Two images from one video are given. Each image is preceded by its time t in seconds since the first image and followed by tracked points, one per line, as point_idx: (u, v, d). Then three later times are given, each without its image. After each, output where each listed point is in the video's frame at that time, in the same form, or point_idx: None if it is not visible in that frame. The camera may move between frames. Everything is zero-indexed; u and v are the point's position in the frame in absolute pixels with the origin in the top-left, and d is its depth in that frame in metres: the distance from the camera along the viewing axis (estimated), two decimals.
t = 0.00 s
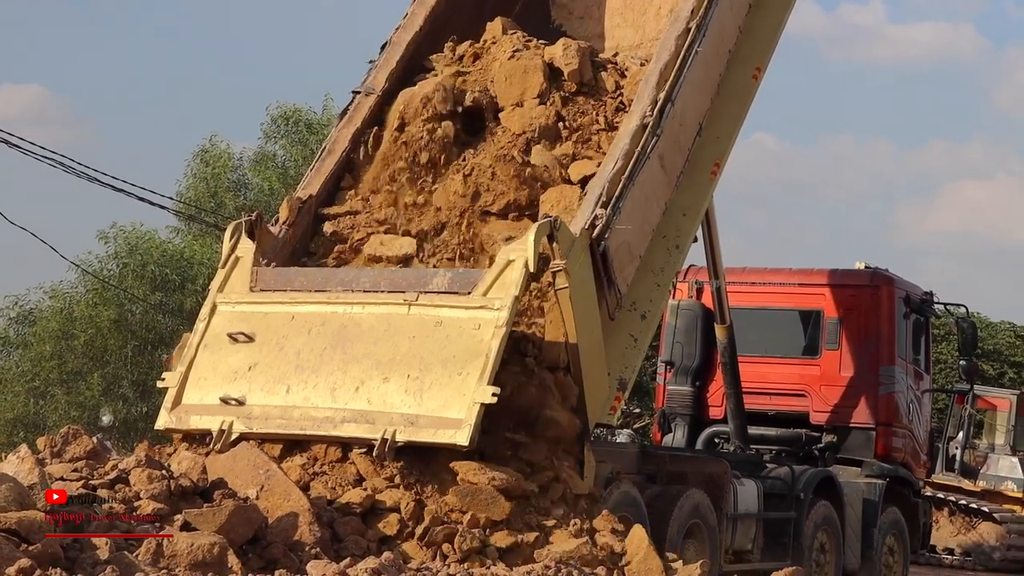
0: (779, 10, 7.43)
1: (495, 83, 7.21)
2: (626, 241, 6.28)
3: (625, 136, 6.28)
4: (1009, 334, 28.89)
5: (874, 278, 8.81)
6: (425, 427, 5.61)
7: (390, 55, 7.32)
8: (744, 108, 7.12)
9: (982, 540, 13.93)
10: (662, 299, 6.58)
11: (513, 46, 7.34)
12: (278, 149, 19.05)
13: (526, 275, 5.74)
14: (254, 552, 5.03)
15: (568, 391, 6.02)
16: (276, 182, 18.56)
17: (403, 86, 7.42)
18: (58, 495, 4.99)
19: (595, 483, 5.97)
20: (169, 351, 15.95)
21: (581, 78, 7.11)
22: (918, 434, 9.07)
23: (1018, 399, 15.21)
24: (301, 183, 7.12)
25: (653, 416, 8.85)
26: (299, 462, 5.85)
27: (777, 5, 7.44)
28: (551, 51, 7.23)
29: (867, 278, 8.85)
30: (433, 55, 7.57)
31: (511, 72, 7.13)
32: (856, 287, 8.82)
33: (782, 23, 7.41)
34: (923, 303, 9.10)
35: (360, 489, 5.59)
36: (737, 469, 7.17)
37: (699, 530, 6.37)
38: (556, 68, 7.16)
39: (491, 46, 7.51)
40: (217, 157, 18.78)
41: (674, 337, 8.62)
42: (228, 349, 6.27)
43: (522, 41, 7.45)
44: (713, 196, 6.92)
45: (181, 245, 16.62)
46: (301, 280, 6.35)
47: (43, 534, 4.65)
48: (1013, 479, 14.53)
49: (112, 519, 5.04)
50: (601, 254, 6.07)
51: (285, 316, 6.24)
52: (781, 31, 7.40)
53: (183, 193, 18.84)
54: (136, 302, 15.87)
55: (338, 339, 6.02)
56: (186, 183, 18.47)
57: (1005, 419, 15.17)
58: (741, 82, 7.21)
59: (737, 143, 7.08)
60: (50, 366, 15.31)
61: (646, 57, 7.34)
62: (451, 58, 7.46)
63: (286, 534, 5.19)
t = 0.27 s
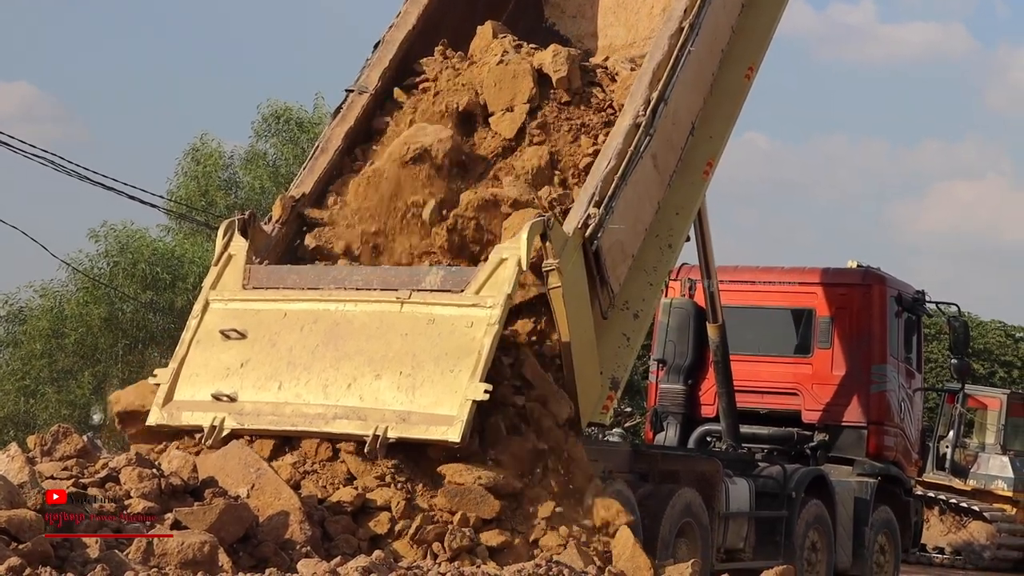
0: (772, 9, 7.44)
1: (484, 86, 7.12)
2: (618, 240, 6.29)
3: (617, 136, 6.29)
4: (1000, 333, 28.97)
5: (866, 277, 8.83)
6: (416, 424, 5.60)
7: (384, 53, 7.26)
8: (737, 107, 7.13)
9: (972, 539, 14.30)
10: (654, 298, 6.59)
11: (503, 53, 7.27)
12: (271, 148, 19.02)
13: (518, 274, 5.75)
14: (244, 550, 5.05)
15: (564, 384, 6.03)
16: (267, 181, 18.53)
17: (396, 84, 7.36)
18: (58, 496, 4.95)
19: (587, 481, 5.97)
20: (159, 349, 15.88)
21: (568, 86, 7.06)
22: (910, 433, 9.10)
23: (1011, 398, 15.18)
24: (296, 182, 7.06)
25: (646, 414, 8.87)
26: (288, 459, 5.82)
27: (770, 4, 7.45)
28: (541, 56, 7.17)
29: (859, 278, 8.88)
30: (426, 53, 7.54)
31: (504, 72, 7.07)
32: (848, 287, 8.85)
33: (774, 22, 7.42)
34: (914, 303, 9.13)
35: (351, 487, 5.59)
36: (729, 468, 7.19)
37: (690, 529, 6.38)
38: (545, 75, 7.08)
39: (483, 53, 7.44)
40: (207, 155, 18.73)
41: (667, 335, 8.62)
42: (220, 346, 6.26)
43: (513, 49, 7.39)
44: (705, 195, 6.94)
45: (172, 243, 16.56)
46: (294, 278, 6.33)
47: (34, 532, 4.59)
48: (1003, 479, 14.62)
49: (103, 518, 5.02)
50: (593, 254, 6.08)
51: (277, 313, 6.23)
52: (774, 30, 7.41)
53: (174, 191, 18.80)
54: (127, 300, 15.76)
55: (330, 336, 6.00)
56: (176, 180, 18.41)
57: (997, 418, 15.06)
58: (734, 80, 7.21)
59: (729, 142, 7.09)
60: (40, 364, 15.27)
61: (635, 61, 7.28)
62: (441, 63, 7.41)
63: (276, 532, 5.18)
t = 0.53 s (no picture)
0: (771, 9, 7.44)
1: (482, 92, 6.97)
2: (618, 239, 6.29)
3: (617, 135, 6.29)
4: (998, 331, 29.00)
5: (864, 275, 8.87)
6: (415, 420, 5.60)
7: (384, 51, 7.26)
8: (737, 107, 7.14)
9: (971, 537, 14.41)
10: (655, 297, 6.60)
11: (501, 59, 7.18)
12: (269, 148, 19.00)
13: (518, 273, 5.75)
14: (243, 548, 5.03)
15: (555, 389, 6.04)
16: (265, 179, 18.50)
17: (395, 82, 7.34)
18: (58, 495, 4.96)
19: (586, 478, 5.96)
20: (157, 348, 15.84)
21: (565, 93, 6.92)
22: (909, 432, 9.12)
23: (1009, 395, 15.26)
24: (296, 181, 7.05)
25: (645, 412, 8.89)
26: (286, 458, 5.79)
27: (770, 4, 7.45)
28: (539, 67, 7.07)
29: (857, 277, 8.90)
30: (426, 52, 7.51)
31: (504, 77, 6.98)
32: (847, 286, 8.88)
33: (774, 21, 7.43)
34: (912, 302, 9.15)
35: (350, 485, 5.57)
36: (728, 467, 7.20)
37: (691, 528, 6.38)
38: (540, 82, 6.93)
39: (479, 56, 7.39)
40: (205, 153, 18.72)
41: (666, 333, 8.65)
42: (219, 343, 6.25)
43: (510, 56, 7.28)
44: (705, 194, 6.94)
45: (169, 242, 16.54)
46: (294, 275, 6.32)
47: (33, 531, 4.57)
48: (1001, 477, 14.67)
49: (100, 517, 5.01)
50: (593, 253, 6.08)
51: (277, 310, 6.22)
52: (773, 30, 7.41)
53: (172, 189, 18.78)
54: (124, 299, 15.73)
55: (330, 333, 6.00)
56: (174, 178, 18.38)
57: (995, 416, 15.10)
58: (734, 80, 7.22)
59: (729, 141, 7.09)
60: (39, 363, 15.23)
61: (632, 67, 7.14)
62: (439, 67, 7.35)
63: (274, 531, 5.17)
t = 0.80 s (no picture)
0: (771, 8, 7.44)
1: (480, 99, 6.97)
2: (618, 238, 6.29)
3: (616, 134, 6.29)
4: (994, 329, 29.04)
5: (863, 274, 8.89)
6: (413, 416, 5.59)
7: (384, 50, 7.24)
8: (736, 107, 7.14)
9: (967, 535, 14.54)
10: (654, 296, 6.61)
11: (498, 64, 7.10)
12: (265, 146, 18.95)
13: (518, 271, 5.75)
14: (239, 547, 5.00)
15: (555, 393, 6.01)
16: (261, 177, 18.46)
17: (395, 81, 7.32)
18: (58, 495, 4.93)
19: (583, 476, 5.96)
20: (154, 346, 15.77)
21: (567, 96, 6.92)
22: (906, 430, 9.14)
23: (1005, 393, 15.33)
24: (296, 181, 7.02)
25: (643, 410, 8.91)
26: (283, 457, 5.77)
27: (770, 3, 7.45)
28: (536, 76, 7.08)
29: (856, 276, 8.92)
30: (426, 51, 7.50)
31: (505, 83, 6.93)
32: (845, 285, 8.89)
33: (774, 20, 7.43)
34: (910, 301, 9.17)
35: (347, 484, 5.56)
36: (726, 465, 7.21)
37: (689, 526, 6.38)
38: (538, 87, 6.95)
39: (477, 59, 7.35)
40: (202, 152, 18.68)
41: (664, 332, 8.66)
42: (218, 339, 6.23)
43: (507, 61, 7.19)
44: (705, 194, 6.95)
45: (165, 240, 16.49)
46: (294, 272, 6.31)
47: (29, 530, 4.49)
48: (998, 475, 14.68)
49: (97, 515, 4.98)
50: (593, 252, 6.08)
51: (276, 307, 6.20)
52: (773, 30, 7.42)
53: (168, 188, 18.74)
54: (121, 298, 15.73)
55: (329, 330, 5.99)
56: (170, 176, 18.34)
57: (991, 414, 15.26)
58: (733, 80, 7.22)
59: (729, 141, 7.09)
60: (35, 361, 15.18)
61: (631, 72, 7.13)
62: (437, 69, 7.33)
63: (271, 529, 5.15)
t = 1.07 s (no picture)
0: (769, 8, 7.45)
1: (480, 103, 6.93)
2: (616, 237, 6.29)
3: (615, 133, 6.29)
4: (990, 329, 29.06)
5: (860, 274, 8.90)
6: (411, 414, 5.59)
7: (383, 49, 7.23)
8: (735, 106, 7.14)
9: (964, 535, 14.59)
10: (652, 295, 6.61)
11: (497, 69, 7.08)
12: (262, 144, 18.93)
13: (516, 270, 5.74)
14: (235, 545, 4.98)
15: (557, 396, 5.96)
16: (258, 176, 18.44)
17: (394, 80, 7.31)
18: (58, 494, 4.90)
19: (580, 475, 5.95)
20: (151, 345, 15.74)
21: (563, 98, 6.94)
22: (904, 430, 9.15)
23: (1002, 393, 15.36)
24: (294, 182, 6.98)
25: (641, 409, 8.91)
26: (281, 456, 5.76)
27: (768, 3, 7.46)
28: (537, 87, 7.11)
29: (853, 276, 8.93)
30: (425, 50, 7.49)
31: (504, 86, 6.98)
32: (843, 284, 8.90)
33: (772, 21, 7.44)
34: (907, 300, 9.18)
35: (344, 483, 5.55)
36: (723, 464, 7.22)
37: (686, 525, 6.38)
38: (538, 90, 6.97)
39: (474, 62, 7.33)
40: (198, 150, 18.67)
41: (662, 331, 8.66)
42: (215, 337, 6.22)
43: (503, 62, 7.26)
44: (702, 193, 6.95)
45: (163, 239, 16.47)
46: (292, 270, 6.31)
47: (25, 528, 4.48)
48: (994, 475, 14.68)
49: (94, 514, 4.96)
50: (590, 252, 6.08)
51: (274, 305, 6.20)
52: (771, 30, 7.42)
53: (165, 186, 18.72)
54: (118, 296, 15.70)
55: (327, 328, 5.98)
56: (167, 175, 18.32)
57: (988, 414, 15.24)
58: (732, 79, 7.22)
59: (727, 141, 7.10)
60: (32, 360, 15.14)
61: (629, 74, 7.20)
62: (434, 71, 7.29)
63: (268, 528, 5.14)
